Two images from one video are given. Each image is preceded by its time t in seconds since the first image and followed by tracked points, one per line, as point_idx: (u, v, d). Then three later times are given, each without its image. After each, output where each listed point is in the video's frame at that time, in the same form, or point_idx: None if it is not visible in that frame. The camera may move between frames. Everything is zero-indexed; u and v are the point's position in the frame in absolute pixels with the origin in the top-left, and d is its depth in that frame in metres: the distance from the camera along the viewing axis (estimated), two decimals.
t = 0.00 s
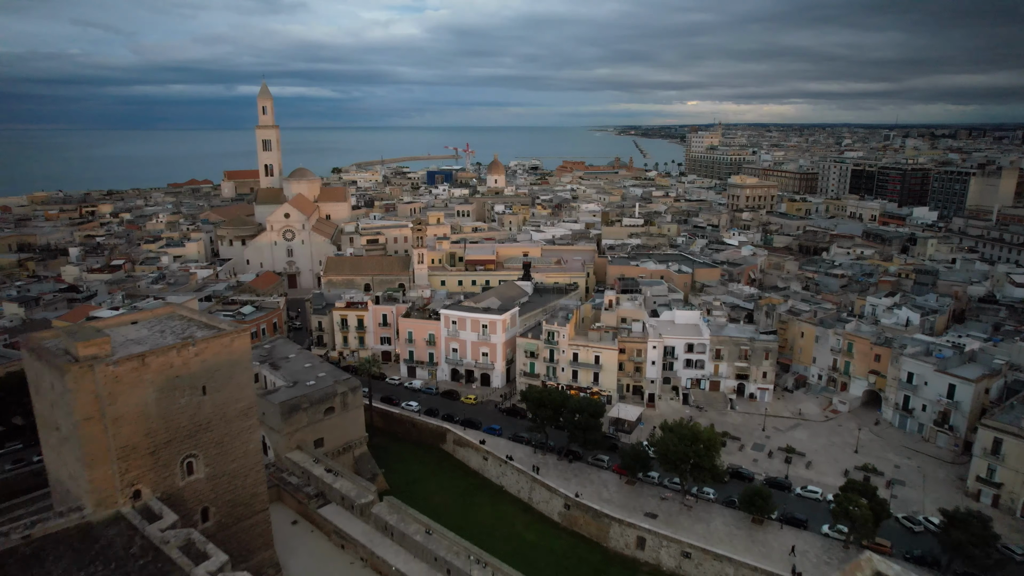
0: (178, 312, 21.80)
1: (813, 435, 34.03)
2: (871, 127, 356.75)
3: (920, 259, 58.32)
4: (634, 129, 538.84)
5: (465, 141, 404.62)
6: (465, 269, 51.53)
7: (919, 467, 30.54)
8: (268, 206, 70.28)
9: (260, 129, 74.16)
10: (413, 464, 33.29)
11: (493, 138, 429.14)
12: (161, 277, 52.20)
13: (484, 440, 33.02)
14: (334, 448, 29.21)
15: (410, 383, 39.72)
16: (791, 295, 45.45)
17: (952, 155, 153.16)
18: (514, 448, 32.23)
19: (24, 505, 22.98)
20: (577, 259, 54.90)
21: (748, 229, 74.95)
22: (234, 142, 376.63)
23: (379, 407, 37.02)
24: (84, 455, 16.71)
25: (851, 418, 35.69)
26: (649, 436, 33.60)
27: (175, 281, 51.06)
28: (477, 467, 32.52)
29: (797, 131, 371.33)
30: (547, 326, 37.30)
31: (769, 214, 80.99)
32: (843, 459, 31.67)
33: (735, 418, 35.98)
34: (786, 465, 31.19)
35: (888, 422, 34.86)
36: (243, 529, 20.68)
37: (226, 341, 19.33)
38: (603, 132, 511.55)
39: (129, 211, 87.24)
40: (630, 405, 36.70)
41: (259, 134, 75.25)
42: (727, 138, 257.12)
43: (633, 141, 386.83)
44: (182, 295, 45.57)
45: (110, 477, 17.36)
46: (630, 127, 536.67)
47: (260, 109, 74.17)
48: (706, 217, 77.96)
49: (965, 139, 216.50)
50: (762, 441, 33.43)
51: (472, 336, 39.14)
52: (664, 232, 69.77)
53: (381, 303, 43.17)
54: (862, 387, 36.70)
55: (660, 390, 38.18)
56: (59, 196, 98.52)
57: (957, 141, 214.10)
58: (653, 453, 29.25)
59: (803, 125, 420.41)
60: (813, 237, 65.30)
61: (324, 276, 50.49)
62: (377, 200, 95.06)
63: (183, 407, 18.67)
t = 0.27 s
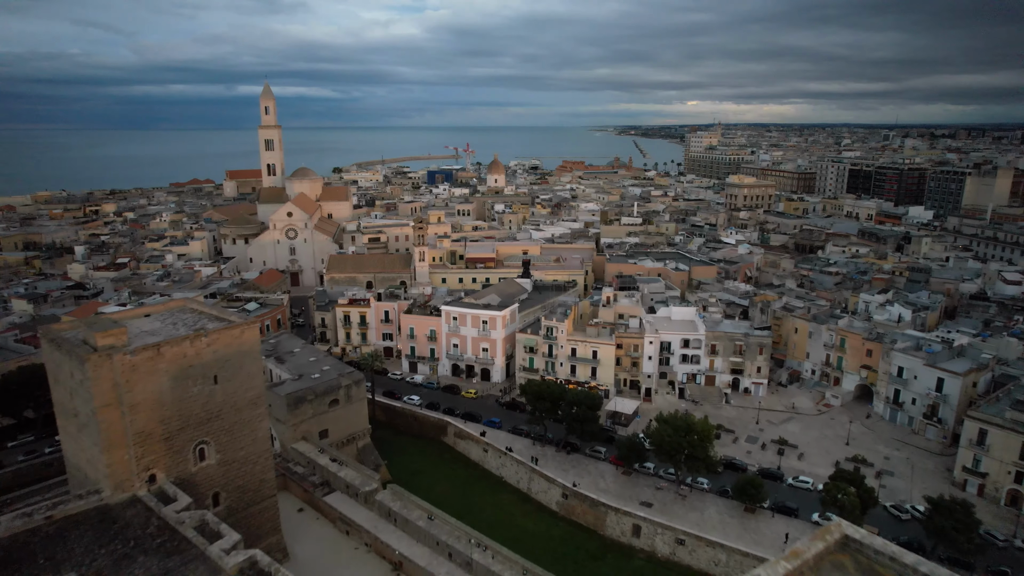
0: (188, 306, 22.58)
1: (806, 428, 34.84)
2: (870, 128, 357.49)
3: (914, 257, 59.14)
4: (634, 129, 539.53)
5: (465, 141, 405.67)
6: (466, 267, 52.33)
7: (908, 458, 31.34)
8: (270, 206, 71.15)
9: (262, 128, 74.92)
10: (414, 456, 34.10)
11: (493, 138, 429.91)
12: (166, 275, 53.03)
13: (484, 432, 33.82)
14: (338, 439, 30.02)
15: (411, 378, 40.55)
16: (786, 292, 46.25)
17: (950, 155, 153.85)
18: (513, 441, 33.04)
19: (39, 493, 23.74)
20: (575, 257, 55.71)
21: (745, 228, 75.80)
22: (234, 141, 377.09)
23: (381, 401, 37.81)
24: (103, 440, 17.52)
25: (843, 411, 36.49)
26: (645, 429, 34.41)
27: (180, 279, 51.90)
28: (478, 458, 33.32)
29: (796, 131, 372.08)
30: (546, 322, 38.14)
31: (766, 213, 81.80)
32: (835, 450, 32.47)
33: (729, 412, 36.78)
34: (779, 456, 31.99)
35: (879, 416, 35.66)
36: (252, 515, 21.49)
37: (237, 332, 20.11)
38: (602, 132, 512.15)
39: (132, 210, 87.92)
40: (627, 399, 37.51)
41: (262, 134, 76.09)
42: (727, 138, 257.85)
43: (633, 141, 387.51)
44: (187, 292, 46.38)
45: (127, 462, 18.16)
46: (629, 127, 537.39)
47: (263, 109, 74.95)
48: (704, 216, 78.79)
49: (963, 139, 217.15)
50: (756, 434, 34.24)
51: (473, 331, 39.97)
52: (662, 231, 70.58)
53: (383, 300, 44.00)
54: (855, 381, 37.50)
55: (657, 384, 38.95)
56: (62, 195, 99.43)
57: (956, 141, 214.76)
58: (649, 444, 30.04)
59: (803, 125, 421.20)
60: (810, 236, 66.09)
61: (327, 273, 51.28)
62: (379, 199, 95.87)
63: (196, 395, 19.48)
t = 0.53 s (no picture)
0: (200, 300, 23.45)
1: (798, 421, 35.73)
2: (870, 128, 358.14)
3: (908, 255, 60.01)
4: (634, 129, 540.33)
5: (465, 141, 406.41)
6: (466, 264, 53.25)
7: (897, 449, 32.24)
8: (274, 205, 72.04)
9: (265, 129, 75.85)
10: (417, 448, 34.98)
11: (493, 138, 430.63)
12: (172, 272, 53.94)
13: (485, 425, 34.71)
14: (343, 430, 30.92)
15: (414, 372, 41.47)
16: (780, 289, 47.17)
17: (948, 155, 154.50)
18: (512, 432, 33.94)
19: (56, 480, 24.65)
20: (574, 255, 56.62)
21: (742, 227, 76.73)
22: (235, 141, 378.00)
23: (384, 395, 38.72)
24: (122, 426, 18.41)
25: (835, 405, 37.38)
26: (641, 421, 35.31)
27: (186, 276, 52.84)
28: (478, 450, 34.19)
29: (795, 130, 372.79)
30: (545, 317, 39.03)
31: (763, 212, 82.71)
32: (826, 442, 33.35)
33: (724, 405, 37.70)
34: (771, 447, 32.85)
35: (870, 409, 36.53)
36: (262, 499, 22.45)
37: (248, 324, 21.00)
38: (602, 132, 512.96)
39: (136, 209, 88.78)
40: (624, 392, 38.39)
41: (265, 134, 77.03)
42: (727, 138, 258.62)
43: (632, 141, 388.15)
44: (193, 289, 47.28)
45: (144, 446, 19.07)
46: (629, 127, 538.11)
47: (266, 109, 75.86)
48: (701, 214, 79.71)
49: (963, 140, 217.73)
50: (749, 426, 35.13)
51: (473, 327, 40.86)
52: (660, 229, 71.50)
53: (385, 297, 44.91)
54: (846, 375, 38.38)
55: (653, 378, 39.84)
56: (66, 194, 100.29)
57: (955, 141, 215.22)
58: (645, 434, 30.90)
59: (802, 125, 421.91)
60: (805, 234, 67.03)
61: (329, 271, 52.17)
62: (380, 199, 96.78)
63: (210, 383, 20.38)
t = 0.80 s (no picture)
0: (210, 293, 24.27)
1: (791, 413, 36.60)
2: (869, 128, 358.95)
3: (902, 253, 60.88)
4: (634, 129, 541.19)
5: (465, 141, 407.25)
6: (467, 262, 54.16)
7: (886, 441, 33.12)
8: (276, 204, 72.93)
9: (268, 128, 76.73)
10: (418, 440, 35.82)
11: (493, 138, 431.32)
12: (177, 270, 54.86)
13: (485, 417, 35.59)
14: (347, 421, 31.78)
15: (416, 367, 42.36)
16: (775, 286, 48.07)
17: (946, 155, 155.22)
18: (512, 424, 34.82)
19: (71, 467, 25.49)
20: (573, 253, 57.50)
21: (740, 226, 77.60)
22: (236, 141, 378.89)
23: (386, 388, 39.58)
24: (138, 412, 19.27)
25: (827, 398, 38.25)
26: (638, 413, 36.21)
27: (192, 273, 53.77)
28: (479, 442, 35.04)
29: (795, 130, 373.51)
30: (544, 313, 39.92)
31: (761, 211, 83.62)
32: (817, 434, 34.23)
33: (719, 398, 38.58)
34: (764, 439, 33.72)
35: (861, 402, 37.41)
36: (270, 484, 23.35)
37: (257, 315, 21.86)
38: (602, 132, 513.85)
39: (140, 208, 89.74)
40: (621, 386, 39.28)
41: (267, 134, 77.94)
42: (726, 138, 259.43)
43: (632, 141, 388.96)
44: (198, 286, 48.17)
45: (159, 432, 19.93)
46: (629, 127, 538.89)
47: (269, 109, 76.77)
48: (699, 213, 80.61)
49: (962, 140, 218.23)
50: (743, 418, 36.01)
51: (474, 322, 41.74)
52: (658, 228, 72.39)
53: (387, 293, 45.79)
54: (839, 370, 39.27)
55: (649, 372, 40.70)
56: (71, 194, 101.28)
57: (954, 141, 215.76)
58: (640, 426, 31.74)
59: (802, 125, 422.65)
60: (801, 233, 67.90)
61: (332, 268, 53.09)
62: (381, 198, 97.68)
63: (221, 372, 21.27)
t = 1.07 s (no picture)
0: (218, 287, 25.02)
1: (784, 407, 37.37)
2: (868, 128, 359.74)
3: (896, 251, 61.72)
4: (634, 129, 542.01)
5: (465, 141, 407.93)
6: (467, 260, 55.01)
7: (877, 434, 33.90)
8: (279, 203, 73.72)
9: (270, 128, 77.49)
10: (420, 433, 36.57)
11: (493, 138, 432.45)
12: (181, 268, 55.68)
13: (485, 411, 36.36)
14: (350, 414, 32.58)
15: (417, 362, 43.16)
16: (770, 283, 48.89)
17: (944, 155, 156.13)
18: (511, 418, 35.63)
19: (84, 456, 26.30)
20: (572, 251, 58.30)
21: (737, 225, 78.46)
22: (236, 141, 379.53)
23: (388, 383, 40.37)
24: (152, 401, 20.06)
25: (821, 393, 39.01)
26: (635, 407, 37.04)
27: (196, 271, 54.59)
28: (479, 434, 35.79)
29: (794, 131, 374.29)
30: (543, 309, 40.73)
31: (758, 211, 84.48)
32: (810, 427, 35.01)
33: (714, 392, 39.37)
34: (757, 432, 34.50)
35: (854, 396, 38.18)
36: (277, 473, 24.19)
37: (265, 309, 22.64)
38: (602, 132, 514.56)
39: (143, 207, 90.53)
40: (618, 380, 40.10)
41: (270, 134, 78.71)
42: (725, 138, 260.22)
43: (632, 141, 389.83)
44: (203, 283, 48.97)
45: (172, 420, 20.72)
46: (629, 127, 539.61)
47: (271, 109, 77.55)
48: (697, 213, 81.45)
49: (962, 140, 218.98)
50: (737, 412, 36.80)
51: (474, 318, 42.51)
52: (656, 227, 73.22)
53: (389, 290, 46.62)
54: (832, 365, 40.04)
55: (646, 368, 41.46)
56: (74, 193, 102.06)
57: (953, 142, 216.52)
58: (637, 419, 32.49)
59: (801, 125, 423.47)
60: (797, 231, 68.75)
61: (335, 266, 53.92)
62: (382, 197, 98.50)
63: (231, 363, 22.08)
